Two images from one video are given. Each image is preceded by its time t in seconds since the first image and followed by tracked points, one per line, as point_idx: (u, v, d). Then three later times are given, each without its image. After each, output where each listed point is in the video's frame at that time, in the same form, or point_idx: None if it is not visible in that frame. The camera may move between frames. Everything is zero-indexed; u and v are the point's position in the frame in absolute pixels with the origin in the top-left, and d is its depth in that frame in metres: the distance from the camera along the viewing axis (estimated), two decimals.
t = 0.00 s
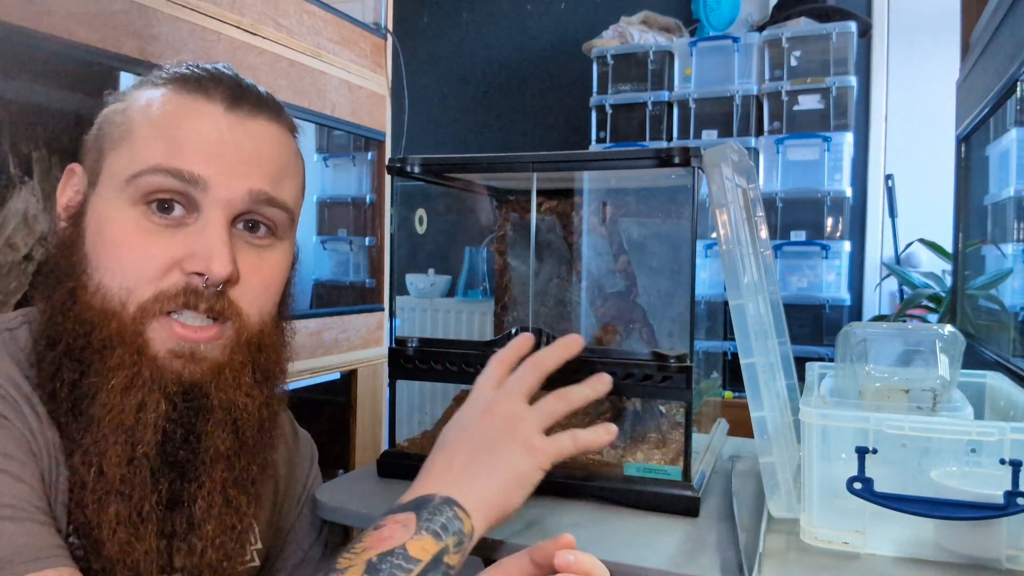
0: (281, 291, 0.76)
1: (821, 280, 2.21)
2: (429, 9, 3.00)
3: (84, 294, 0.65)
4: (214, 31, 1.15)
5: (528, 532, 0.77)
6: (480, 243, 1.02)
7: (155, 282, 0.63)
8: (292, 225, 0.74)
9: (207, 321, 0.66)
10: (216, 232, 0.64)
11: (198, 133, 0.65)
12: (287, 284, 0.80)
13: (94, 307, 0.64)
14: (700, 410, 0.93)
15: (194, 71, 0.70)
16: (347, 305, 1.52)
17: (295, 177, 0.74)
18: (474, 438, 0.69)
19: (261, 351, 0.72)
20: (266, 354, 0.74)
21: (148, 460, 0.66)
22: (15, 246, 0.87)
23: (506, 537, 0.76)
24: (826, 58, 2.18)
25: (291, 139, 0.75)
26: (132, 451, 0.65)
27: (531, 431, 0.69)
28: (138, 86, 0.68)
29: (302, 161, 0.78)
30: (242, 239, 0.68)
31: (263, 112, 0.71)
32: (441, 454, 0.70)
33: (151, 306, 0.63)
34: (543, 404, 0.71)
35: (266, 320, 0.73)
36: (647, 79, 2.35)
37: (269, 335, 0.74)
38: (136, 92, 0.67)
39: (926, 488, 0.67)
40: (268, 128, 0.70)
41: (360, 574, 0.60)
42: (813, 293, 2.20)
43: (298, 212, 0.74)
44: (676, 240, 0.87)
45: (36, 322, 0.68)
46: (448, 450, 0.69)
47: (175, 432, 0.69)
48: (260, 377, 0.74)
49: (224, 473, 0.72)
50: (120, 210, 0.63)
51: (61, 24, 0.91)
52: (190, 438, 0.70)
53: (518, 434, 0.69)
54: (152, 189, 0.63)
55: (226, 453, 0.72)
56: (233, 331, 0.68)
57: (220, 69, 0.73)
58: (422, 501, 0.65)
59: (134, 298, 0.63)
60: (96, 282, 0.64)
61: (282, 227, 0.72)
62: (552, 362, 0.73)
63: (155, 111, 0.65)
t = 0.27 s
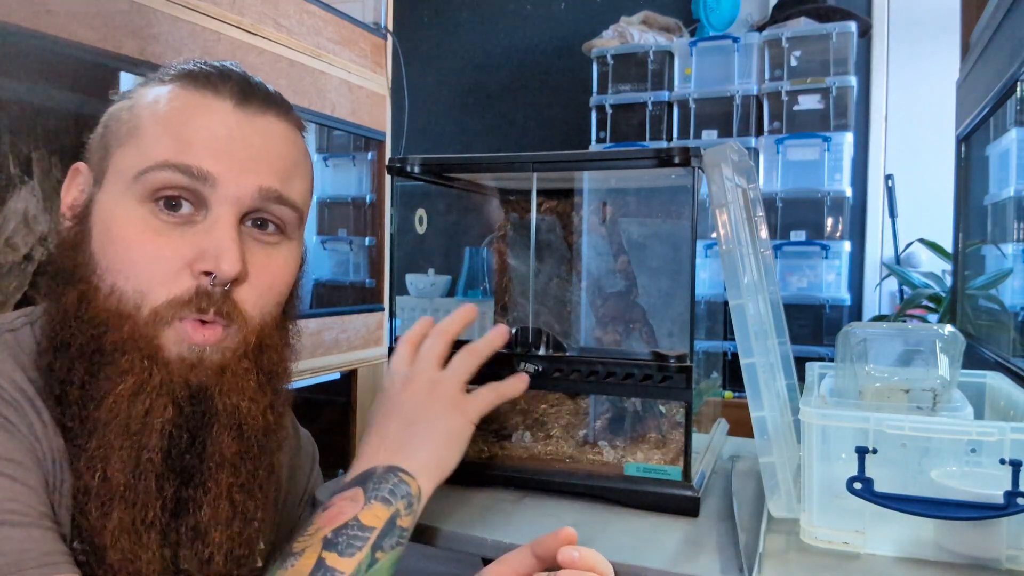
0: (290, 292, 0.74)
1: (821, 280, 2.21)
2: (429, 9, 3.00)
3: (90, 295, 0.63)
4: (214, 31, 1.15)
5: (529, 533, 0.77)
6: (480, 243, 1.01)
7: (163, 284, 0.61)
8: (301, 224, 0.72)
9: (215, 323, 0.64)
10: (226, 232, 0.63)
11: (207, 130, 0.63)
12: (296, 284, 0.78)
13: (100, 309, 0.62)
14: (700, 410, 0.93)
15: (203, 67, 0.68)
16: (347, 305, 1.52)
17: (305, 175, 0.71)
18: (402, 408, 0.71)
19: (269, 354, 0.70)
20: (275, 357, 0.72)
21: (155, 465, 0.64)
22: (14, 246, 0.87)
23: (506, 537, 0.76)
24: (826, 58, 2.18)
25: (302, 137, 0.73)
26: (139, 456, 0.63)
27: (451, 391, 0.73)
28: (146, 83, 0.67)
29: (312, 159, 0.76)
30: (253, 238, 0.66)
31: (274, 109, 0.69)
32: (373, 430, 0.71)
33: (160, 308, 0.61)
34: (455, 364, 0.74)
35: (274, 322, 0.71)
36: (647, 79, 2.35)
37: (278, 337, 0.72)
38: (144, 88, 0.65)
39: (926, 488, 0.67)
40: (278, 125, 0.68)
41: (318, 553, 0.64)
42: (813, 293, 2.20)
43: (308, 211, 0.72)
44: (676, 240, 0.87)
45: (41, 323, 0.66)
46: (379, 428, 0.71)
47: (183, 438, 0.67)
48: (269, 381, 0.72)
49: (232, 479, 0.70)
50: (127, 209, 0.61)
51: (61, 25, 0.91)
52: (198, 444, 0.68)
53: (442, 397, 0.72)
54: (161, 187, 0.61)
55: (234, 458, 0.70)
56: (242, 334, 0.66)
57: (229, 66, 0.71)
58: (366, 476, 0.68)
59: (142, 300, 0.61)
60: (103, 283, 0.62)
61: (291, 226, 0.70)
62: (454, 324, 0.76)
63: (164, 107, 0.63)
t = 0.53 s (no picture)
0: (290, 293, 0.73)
1: (821, 280, 2.21)
2: (429, 9, 3.00)
3: (90, 294, 0.63)
4: (214, 31, 1.15)
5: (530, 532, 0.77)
6: (481, 243, 1.00)
7: (162, 282, 0.61)
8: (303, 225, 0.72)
9: (215, 321, 0.64)
10: (225, 233, 0.63)
11: (208, 131, 0.63)
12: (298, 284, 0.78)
13: (100, 308, 0.62)
14: (700, 410, 0.93)
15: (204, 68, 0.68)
16: (347, 305, 1.52)
17: (306, 176, 0.71)
18: (392, 370, 0.68)
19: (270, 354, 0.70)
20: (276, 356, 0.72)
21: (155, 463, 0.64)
22: (15, 246, 0.87)
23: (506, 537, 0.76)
24: (826, 58, 2.18)
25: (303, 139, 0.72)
26: (139, 453, 0.63)
27: (437, 347, 0.70)
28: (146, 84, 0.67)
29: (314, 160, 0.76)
30: (253, 239, 0.66)
31: (276, 111, 0.69)
32: (367, 397, 0.69)
33: (159, 307, 0.61)
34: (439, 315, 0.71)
35: (276, 321, 0.71)
36: (647, 79, 2.35)
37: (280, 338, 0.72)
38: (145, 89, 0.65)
39: (926, 488, 0.67)
40: (280, 126, 0.68)
41: (323, 534, 0.64)
42: (813, 293, 2.20)
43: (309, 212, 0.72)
44: (676, 240, 0.87)
45: (40, 323, 0.66)
46: (375, 394, 0.69)
47: (183, 436, 0.66)
48: (270, 380, 0.71)
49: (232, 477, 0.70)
50: (128, 209, 0.61)
51: (61, 25, 0.91)
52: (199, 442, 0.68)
53: (435, 354, 0.69)
54: (162, 187, 0.61)
55: (234, 456, 0.70)
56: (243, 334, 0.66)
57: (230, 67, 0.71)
58: (372, 449, 0.67)
59: (141, 299, 0.61)
60: (103, 282, 0.62)
61: (292, 227, 0.70)
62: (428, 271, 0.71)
63: (164, 107, 0.63)
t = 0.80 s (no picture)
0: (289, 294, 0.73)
1: (821, 280, 2.21)
2: (429, 9, 3.00)
3: (91, 292, 0.63)
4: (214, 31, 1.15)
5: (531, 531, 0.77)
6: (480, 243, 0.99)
7: (161, 282, 0.61)
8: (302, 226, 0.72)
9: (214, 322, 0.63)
10: (225, 233, 0.62)
11: (207, 130, 0.63)
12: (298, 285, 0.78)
13: (101, 305, 0.63)
14: (700, 410, 0.93)
15: (204, 68, 0.68)
16: (347, 305, 1.52)
17: (304, 177, 0.71)
18: (470, 362, 0.58)
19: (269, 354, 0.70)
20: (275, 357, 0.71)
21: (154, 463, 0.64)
22: (15, 246, 0.87)
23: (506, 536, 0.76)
24: (826, 58, 2.18)
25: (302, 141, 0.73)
26: (139, 452, 0.63)
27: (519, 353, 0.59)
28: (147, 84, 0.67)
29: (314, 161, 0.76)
30: (253, 239, 0.66)
31: (275, 111, 0.69)
32: (433, 383, 0.60)
33: (158, 306, 0.61)
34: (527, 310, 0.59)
35: (275, 320, 0.71)
36: (647, 79, 2.35)
37: (279, 338, 0.71)
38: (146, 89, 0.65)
39: (926, 488, 0.67)
40: (279, 126, 0.68)
41: (376, 525, 0.57)
42: (813, 293, 2.20)
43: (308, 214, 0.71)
44: (676, 240, 0.87)
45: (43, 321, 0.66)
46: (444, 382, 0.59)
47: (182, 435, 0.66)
48: (268, 381, 0.71)
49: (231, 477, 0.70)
50: (129, 209, 0.61)
51: (61, 25, 0.91)
52: (199, 441, 0.68)
53: (514, 356, 0.58)
54: (161, 186, 0.61)
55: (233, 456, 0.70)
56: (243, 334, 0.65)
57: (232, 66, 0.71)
58: (434, 441, 0.59)
59: (139, 297, 0.61)
60: (102, 279, 0.63)
61: (290, 227, 0.70)
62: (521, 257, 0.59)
63: (165, 107, 0.63)
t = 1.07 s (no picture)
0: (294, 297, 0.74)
1: (821, 280, 2.21)
2: (429, 9, 3.00)
3: (99, 295, 0.63)
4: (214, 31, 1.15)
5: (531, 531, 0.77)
6: (480, 243, 1.02)
7: (172, 286, 0.61)
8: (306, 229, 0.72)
9: (225, 327, 0.64)
10: (234, 238, 0.63)
11: (215, 136, 0.63)
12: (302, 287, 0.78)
13: (109, 309, 0.62)
14: (700, 410, 0.93)
15: (208, 71, 0.68)
16: (347, 305, 1.52)
17: (309, 181, 0.72)
18: (419, 381, 0.63)
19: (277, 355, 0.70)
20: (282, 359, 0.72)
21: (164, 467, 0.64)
22: (15, 246, 0.87)
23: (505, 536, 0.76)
24: (826, 58, 2.18)
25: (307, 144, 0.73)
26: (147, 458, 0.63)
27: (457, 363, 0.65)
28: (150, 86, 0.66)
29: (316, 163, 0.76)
30: (261, 244, 0.66)
31: (281, 116, 0.69)
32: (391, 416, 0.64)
33: (170, 310, 0.61)
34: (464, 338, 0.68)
35: (282, 319, 0.71)
36: (647, 79, 2.35)
37: (285, 341, 0.72)
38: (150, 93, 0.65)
39: (926, 488, 0.67)
40: (284, 131, 0.68)
41: (334, 552, 0.58)
42: (813, 293, 2.20)
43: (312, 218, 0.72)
44: (676, 240, 0.87)
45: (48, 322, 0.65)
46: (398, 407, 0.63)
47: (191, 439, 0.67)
48: (275, 384, 0.72)
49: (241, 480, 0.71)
50: (136, 214, 0.61)
51: (61, 24, 0.91)
52: (207, 445, 0.69)
53: (458, 371, 0.64)
54: (170, 193, 0.61)
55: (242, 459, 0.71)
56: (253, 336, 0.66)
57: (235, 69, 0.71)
58: (391, 468, 0.61)
59: (151, 300, 0.61)
60: (112, 283, 0.63)
61: (295, 230, 0.70)
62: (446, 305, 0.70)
63: (171, 112, 0.63)
